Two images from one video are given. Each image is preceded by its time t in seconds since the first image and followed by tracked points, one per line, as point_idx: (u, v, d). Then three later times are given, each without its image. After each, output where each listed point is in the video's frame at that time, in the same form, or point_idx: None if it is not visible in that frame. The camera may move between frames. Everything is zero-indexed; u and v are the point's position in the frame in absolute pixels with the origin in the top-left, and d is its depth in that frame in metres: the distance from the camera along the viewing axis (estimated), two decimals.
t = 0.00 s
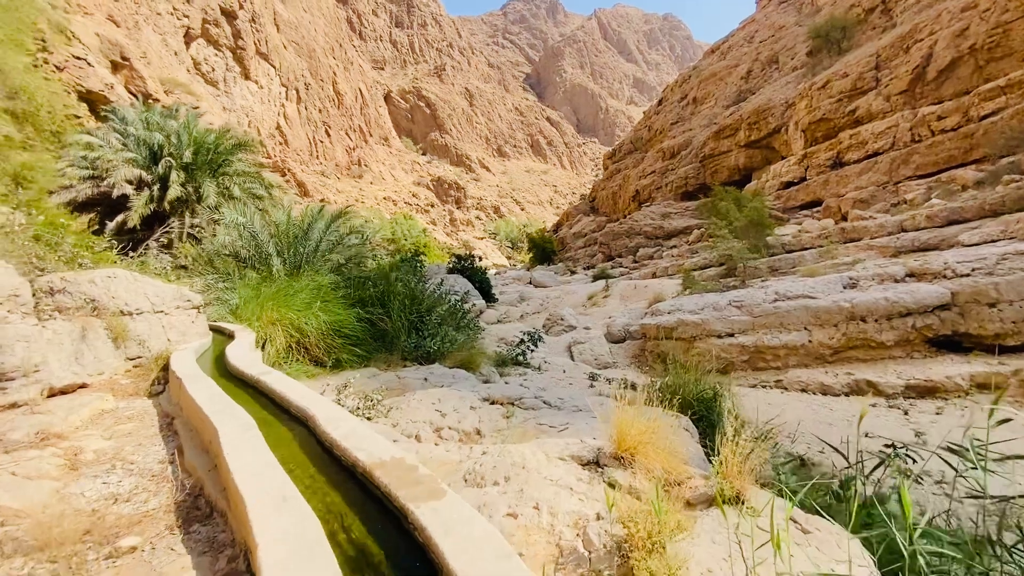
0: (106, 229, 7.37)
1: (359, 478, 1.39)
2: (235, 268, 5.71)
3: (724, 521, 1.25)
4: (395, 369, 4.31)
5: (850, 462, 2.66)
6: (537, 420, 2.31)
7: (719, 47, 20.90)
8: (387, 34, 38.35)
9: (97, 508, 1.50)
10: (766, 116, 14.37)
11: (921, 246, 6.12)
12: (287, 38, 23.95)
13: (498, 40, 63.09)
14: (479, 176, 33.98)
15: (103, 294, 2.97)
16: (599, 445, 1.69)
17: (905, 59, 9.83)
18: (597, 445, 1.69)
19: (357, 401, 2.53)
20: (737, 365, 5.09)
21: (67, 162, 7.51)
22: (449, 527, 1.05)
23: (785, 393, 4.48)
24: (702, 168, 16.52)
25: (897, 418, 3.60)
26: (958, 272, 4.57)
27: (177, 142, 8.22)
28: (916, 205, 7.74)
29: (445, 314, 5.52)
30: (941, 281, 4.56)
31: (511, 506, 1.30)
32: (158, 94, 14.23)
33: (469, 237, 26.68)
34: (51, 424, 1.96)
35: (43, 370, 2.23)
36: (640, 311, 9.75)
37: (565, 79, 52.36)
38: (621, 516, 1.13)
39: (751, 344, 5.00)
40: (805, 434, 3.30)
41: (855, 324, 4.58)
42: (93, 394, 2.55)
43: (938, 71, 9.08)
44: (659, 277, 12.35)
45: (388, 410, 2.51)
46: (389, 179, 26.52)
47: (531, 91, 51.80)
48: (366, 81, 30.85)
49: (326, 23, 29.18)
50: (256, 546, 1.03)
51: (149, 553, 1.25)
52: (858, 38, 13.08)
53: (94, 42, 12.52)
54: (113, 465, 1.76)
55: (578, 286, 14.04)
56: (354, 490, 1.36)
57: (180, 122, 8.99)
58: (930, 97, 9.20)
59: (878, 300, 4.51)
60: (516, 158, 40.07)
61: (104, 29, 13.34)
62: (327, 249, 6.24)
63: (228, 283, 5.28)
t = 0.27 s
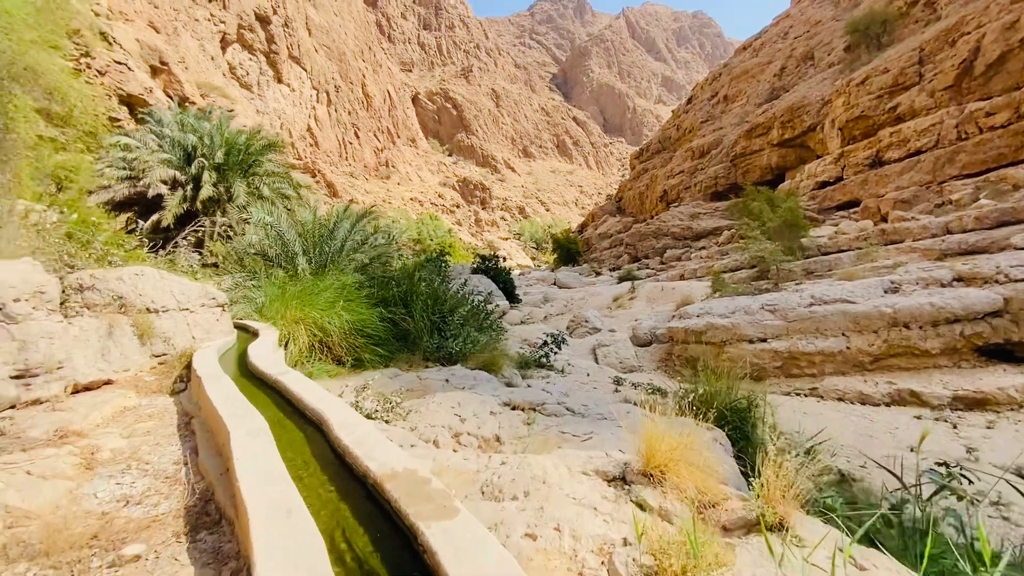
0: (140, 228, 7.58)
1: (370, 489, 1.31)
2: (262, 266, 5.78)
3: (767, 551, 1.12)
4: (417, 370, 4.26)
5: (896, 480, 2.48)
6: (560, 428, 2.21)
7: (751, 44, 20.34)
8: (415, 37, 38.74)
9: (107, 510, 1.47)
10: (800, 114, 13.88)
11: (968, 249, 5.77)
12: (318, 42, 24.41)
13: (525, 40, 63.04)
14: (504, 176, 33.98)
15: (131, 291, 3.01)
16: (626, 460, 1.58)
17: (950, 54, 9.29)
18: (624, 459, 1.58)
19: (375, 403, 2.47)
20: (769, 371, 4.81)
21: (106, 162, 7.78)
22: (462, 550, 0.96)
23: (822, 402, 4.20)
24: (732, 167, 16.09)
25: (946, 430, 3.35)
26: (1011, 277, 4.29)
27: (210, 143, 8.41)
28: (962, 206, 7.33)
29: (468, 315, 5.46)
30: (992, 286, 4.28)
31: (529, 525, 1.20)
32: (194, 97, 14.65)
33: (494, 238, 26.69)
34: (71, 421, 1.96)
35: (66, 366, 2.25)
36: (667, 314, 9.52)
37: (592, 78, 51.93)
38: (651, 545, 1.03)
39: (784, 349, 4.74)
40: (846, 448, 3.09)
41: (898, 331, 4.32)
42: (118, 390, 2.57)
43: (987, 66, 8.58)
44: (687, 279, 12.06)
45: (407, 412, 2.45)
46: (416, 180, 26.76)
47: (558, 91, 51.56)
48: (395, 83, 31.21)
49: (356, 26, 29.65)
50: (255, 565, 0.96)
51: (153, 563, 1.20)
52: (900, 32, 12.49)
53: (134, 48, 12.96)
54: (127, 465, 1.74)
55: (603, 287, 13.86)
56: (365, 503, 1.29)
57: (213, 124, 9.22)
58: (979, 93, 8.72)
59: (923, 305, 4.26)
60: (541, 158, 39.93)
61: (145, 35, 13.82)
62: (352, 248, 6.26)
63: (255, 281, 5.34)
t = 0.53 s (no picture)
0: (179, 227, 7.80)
1: (390, 509, 1.22)
2: (293, 266, 5.83)
3: None
4: (443, 372, 4.19)
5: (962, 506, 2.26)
6: (592, 442, 2.07)
7: (789, 40, 19.65)
8: (446, 40, 39.07)
9: (123, 518, 1.42)
10: (842, 112, 13.28)
11: None
12: (352, 47, 24.86)
13: (555, 42, 62.84)
14: (533, 178, 33.88)
15: (163, 290, 3.04)
16: (669, 483, 1.43)
17: (1009, 45, 8.73)
18: (667, 482, 1.44)
19: (399, 408, 2.39)
20: (810, 381, 4.56)
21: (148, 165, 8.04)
22: None
23: (867, 416, 3.95)
24: (769, 168, 15.55)
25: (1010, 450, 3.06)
26: None
27: (246, 145, 8.60)
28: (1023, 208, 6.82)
29: (495, 317, 5.37)
30: None
31: (564, 558, 1.09)
32: (233, 102, 15.09)
33: (522, 239, 26.61)
34: (98, 421, 1.95)
35: (97, 365, 2.26)
36: (700, 318, 9.22)
37: (622, 79, 51.32)
38: None
39: (826, 357, 4.47)
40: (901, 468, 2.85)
41: (953, 341, 4.00)
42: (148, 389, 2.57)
43: None
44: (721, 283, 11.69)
45: (432, 419, 2.36)
46: (445, 182, 26.93)
47: (588, 92, 51.16)
48: (426, 87, 31.53)
49: (389, 31, 30.08)
50: None
51: None
52: (952, 25, 11.80)
53: (177, 55, 13.44)
54: (148, 469, 1.70)
55: (633, 290, 13.58)
56: (385, 525, 1.20)
57: (250, 127, 9.43)
58: None
59: (982, 314, 3.93)
60: (571, 160, 39.66)
61: (188, 43, 14.32)
62: (381, 249, 6.26)
63: (286, 281, 5.39)
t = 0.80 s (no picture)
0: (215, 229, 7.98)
1: (408, 538, 1.12)
2: (323, 268, 5.86)
3: None
4: (469, 377, 4.11)
5: None
6: (627, 461, 1.94)
7: (831, 36, 18.89)
8: (477, 43, 39.24)
9: (137, 531, 1.37)
10: (887, 110, 12.63)
11: None
12: (384, 51, 25.21)
13: (585, 43, 62.40)
14: (562, 179, 33.65)
15: (194, 291, 3.06)
16: (717, 517, 1.30)
17: None
18: (715, 516, 1.31)
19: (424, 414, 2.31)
20: (855, 392, 4.27)
21: (187, 167, 8.27)
22: None
23: (918, 431, 3.66)
24: (808, 168, 14.94)
25: None
26: None
27: (280, 147, 8.75)
28: None
29: (523, 321, 5.26)
30: None
31: None
32: (269, 106, 15.47)
33: (550, 241, 26.43)
34: (122, 425, 1.93)
35: (125, 366, 2.26)
36: (736, 324, 8.88)
37: (654, 79, 50.51)
38: None
39: (873, 367, 4.18)
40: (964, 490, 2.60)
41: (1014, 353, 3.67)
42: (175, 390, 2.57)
43: None
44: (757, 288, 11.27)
45: (458, 428, 2.28)
46: (474, 184, 27.02)
47: (618, 93, 50.56)
48: (456, 89, 31.74)
49: (420, 35, 30.40)
50: None
51: None
52: (1009, 16, 11.07)
53: (217, 61, 13.85)
54: (167, 476, 1.66)
55: (664, 294, 13.24)
56: (403, 555, 1.10)
57: (284, 130, 9.60)
58: None
59: None
60: (600, 161, 39.22)
61: (228, 50, 14.75)
62: (409, 250, 6.24)
63: (316, 282, 5.41)
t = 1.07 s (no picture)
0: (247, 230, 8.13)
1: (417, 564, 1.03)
2: (350, 269, 5.88)
3: None
4: (492, 382, 4.02)
5: None
6: (658, 478, 1.80)
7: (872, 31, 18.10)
8: (505, 45, 39.32)
9: (142, 540, 1.31)
10: (933, 107, 11.97)
11: None
12: (415, 56, 25.47)
13: (615, 43, 61.81)
14: (590, 181, 33.34)
15: (219, 291, 3.06)
16: (763, 554, 1.17)
17: None
18: (760, 551, 1.17)
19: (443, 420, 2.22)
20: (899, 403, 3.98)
21: (222, 170, 8.47)
22: None
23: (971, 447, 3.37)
24: (848, 168, 14.32)
25: None
26: None
27: (310, 150, 8.86)
28: None
29: (549, 324, 5.14)
30: None
31: None
32: (302, 110, 15.79)
33: (577, 243, 26.19)
34: (138, 427, 1.91)
35: (146, 367, 2.25)
36: (771, 331, 8.54)
37: (685, 79, 49.60)
38: None
39: (919, 378, 3.89)
40: None
41: None
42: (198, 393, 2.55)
43: None
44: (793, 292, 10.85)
45: (479, 436, 2.17)
46: (502, 186, 27.02)
47: (648, 93, 49.85)
48: (484, 92, 31.85)
49: (450, 38, 30.63)
50: None
51: None
52: None
53: (253, 67, 14.22)
54: (179, 482, 1.61)
55: (695, 297, 12.88)
56: None
57: (314, 132, 9.72)
58: None
59: None
60: (629, 162, 38.67)
61: (263, 55, 15.12)
62: (435, 252, 6.20)
63: (342, 283, 5.41)
